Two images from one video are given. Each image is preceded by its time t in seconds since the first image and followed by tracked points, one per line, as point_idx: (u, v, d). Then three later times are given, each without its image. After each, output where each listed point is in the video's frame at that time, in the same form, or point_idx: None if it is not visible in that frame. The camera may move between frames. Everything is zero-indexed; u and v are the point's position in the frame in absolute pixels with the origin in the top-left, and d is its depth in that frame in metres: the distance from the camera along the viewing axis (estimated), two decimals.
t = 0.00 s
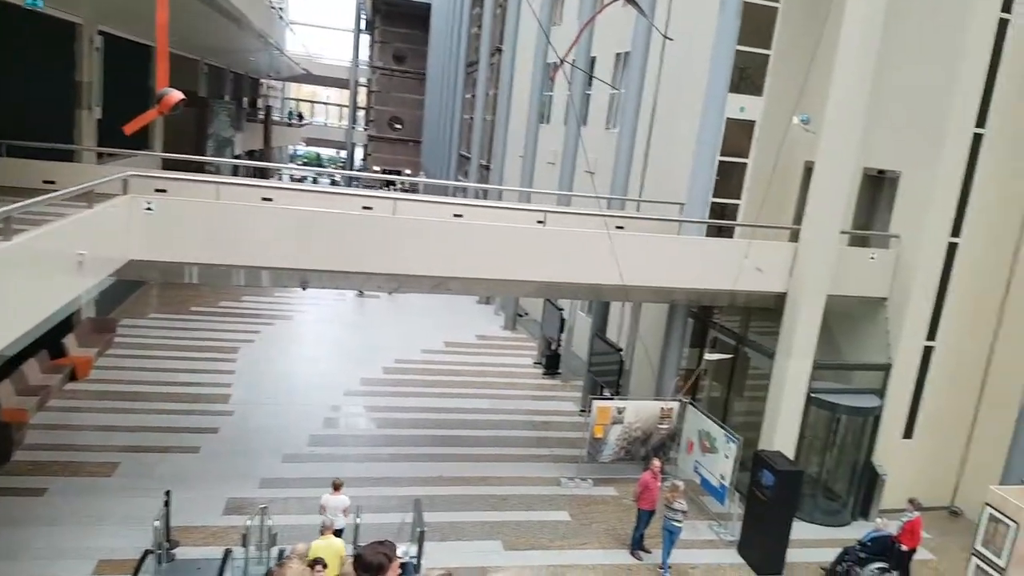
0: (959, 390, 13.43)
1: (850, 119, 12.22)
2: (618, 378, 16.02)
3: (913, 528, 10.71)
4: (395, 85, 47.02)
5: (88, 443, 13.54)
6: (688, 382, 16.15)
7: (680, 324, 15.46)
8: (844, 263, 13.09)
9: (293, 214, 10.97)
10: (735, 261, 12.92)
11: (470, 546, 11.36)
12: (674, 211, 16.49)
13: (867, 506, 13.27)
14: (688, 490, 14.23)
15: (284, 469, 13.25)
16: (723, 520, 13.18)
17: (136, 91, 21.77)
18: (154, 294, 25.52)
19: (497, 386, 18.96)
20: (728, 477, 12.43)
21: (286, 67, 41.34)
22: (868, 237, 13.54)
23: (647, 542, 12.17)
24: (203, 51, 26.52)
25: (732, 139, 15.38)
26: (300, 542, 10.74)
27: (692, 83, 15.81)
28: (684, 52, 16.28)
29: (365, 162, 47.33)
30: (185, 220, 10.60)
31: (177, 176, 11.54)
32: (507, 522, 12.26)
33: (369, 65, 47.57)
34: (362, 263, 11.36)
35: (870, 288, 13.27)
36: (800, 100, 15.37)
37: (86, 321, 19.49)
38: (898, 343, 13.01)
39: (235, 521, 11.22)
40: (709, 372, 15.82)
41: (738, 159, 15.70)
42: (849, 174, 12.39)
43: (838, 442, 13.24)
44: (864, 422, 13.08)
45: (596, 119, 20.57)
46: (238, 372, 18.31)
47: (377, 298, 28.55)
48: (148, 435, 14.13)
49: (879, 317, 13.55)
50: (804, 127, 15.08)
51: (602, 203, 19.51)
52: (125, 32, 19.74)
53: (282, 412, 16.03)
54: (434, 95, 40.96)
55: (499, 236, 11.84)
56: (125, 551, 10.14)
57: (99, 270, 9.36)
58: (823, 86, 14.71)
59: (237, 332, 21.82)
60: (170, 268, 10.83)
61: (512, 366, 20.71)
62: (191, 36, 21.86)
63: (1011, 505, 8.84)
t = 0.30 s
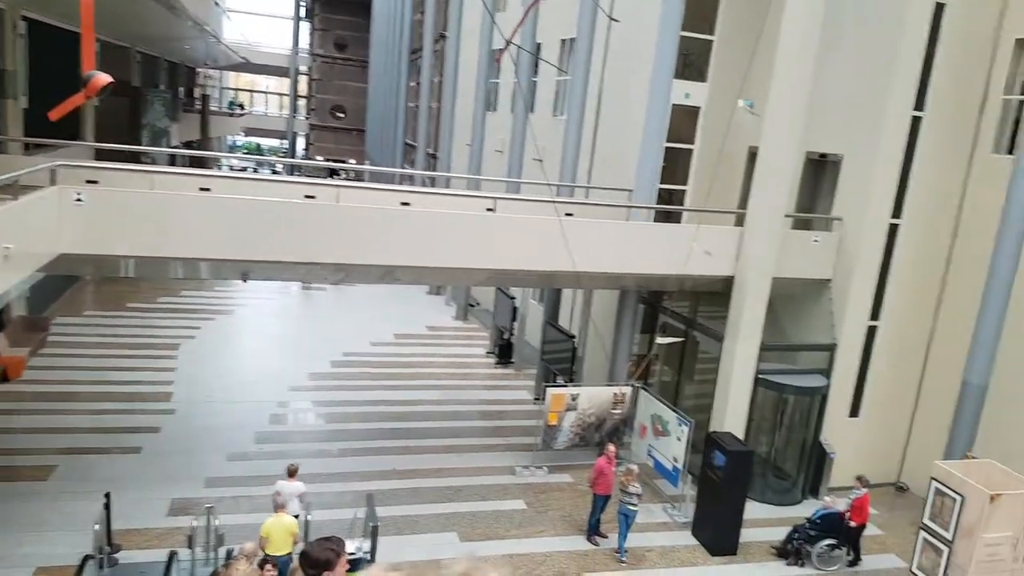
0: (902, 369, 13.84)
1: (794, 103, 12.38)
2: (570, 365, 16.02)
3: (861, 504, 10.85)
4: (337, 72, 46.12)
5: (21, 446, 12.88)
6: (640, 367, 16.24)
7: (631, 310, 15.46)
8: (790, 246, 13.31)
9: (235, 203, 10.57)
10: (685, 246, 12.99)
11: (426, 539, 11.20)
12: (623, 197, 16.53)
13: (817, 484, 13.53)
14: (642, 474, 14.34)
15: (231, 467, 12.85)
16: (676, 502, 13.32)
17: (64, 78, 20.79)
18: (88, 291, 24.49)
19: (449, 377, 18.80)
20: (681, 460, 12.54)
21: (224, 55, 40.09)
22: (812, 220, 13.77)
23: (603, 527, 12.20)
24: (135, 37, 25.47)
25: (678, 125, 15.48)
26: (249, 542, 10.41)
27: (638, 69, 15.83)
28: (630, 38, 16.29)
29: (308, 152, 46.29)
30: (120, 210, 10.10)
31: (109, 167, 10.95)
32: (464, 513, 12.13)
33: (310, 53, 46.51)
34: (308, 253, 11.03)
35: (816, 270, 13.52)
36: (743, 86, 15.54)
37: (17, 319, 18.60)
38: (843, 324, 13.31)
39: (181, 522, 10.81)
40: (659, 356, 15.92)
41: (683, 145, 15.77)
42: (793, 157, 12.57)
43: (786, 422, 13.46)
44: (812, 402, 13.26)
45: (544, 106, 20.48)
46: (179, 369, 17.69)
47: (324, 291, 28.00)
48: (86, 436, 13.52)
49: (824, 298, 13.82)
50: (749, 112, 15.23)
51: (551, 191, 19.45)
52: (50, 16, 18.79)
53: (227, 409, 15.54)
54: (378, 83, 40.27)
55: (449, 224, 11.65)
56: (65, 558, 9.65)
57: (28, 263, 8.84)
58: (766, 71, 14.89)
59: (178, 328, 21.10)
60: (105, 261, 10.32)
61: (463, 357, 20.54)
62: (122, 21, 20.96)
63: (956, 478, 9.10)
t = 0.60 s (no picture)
0: (873, 347, 14.06)
1: (760, 86, 12.43)
2: (546, 355, 16.00)
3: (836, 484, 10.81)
4: (299, 68, 45.56)
5: None
6: (615, 354, 16.31)
7: (604, 298, 15.47)
8: (759, 229, 13.41)
9: (200, 202, 10.34)
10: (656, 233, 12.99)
11: (406, 535, 11.11)
12: (592, 186, 16.52)
13: (792, 464, 13.74)
14: (621, 461, 14.40)
15: (204, 471, 12.61)
16: (655, 487, 13.39)
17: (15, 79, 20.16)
18: (49, 297, 23.85)
19: (425, 372, 18.67)
20: (659, 444, 12.61)
21: (181, 52, 39.29)
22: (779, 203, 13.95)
23: (584, 515, 12.22)
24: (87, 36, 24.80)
25: (644, 112, 15.49)
26: (225, 546, 10.23)
27: (603, 56, 15.81)
28: (594, 25, 16.25)
29: (271, 150, 45.63)
30: (79, 211, 9.80)
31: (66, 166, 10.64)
32: (445, 507, 12.06)
33: (270, 49, 45.81)
34: (276, 250, 10.84)
35: (785, 252, 13.65)
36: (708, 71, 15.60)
37: None
38: (812, 305, 13.46)
39: (154, 529, 10.58)
40: (634, 342, 15.97)
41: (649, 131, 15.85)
42: (759, 141, 12.64)
43: (761, 403, 13.63)
44: (784, 382, 13.40)
45: (510, 97, 20.35)
46: (147, 373, 17.31)
47: (293, 289, 27.61)
48: (53, 445, 13.17)
49: (793, 280, 13.98)
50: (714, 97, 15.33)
51: (521, 181, 19.36)
52: None
53: (198, 412, 15.25)
54: (340, 77, 39.77)
55: (419, 217, 11.53)
56: (34, 570, 9.38)
57: None
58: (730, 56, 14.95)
59: (144, 332, 20.65)
60: (66, 264, 10.01)
61: (438, 351, 20.42)
62: (73, 19, 20.38)
63: (931, 453, 9.26)
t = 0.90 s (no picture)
0: (842, 325, 14.22)
1: (724, 68, 12.43)
2: (519, 345, 15.93)
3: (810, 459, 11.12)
4: (256, 64, 44.78)
5: None
6: (589, 342, 16.32)
7: (576, 285, 15.44)
8: (727, 212, 13.45)
9: (159, 199, 10.03)
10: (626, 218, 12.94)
11: (383, 532, 10.96)
12: (560, 173, 16.44)
13: (766, 444, 13.85)
14: (597, 448, 14.40)
15: (174, 476, 12.30)
16: (632, 472, 13.41)
17: None
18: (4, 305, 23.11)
19: (396, 367, 18.47)
20: (635, 429, 12.63)
21: (134, 50, 38.38)
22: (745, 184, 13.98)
23: (562, 503, 12.18)
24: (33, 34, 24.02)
25: (608, 97, 15.44)
26: (197, 551, 9.98)
27: (566, 42, 15.72)
28: (555, 11, 16.14)
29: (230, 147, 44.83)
30: (31, 212, 9.42)
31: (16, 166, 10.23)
32: (422, 502, 11.93)
33: (225, 45, 44.93)
34: (241, 247, 10.57)
35: (753, 234, 13.72)
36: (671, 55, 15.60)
37: None
38: (781, 286, 13.57)
39: (124, 537, 10.28)
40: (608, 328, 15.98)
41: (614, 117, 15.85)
42: (725, 124, 12.66)
43: (733, 385, 13.59)
44: (756, 362, 13.49)
45: (473, 86, 20.18)
46: (110, 379, 16.85)
47: (258, 288, 27.13)
48: (14, 456, 12.73)
49: (760, 261, 14.08)
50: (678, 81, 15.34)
51: (487, 170, 19.22)
52: None
53: (165, 417, 14.89)
54: (299, 71, 39.17)
55: (387, 211, 11.34)
56: None
57: None
58: (692, 40, 14.96)
59: (106, 337, 20.11)
60: (20, 268, 9.64)
61: (409, 345, 20.22)
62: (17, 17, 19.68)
63: (904, 427, 9.39)
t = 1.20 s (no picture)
0: (783, 306, 14.51)
1: (664, 52, 12.45)
2: (468, 335, 15.78)
3: (751, 438, 11.36)
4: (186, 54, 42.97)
5: None
6: (537, 331, 16.28)
7: (524, 273, 15.39)
8: (670, 196, 13.52)
9: (84, 190, 9.49)
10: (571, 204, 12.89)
11: (331, 530, 10.69)
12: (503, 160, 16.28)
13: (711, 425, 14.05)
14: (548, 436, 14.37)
15: (109, 481, 11.75)
16: (582, 458, 13.43)
17: None
18: None
19: (341, 361, 18.08)
20: (585, 415, 12.65)
21: (53, 39, 36.57)
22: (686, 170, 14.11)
23: (514, 492, 12.12)
24: None
25: (550, 83, 15.35)
26: (135, 558, 9.53)
27: (507, 28, 15.54)
28: None
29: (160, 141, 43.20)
30: None
31: None
32: (371, 498, 11.67)
33: (152, 34, 43.21)
34: (174, 239, 10.10)
35: (696, 218, 13.84)
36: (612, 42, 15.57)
37: None
38: (724, 269, 13.73)
39: (56, 546, 9.75)
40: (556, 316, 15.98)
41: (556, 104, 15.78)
42: (666, 109, 12.70)
43: (679, 367, 13.74)
44: (701, 345, 13.64)
45: (413, 73, 19.81)
46: (37, 382, 16.04)
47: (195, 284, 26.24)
48: None
49: (703, 245, 14.23)
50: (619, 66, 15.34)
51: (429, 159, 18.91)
52: None
53: (99, 420, 14.23)
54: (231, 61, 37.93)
55: (328, 200, 11.02)
56: None
57: None
58: (632, 25, 14.97)
59: (32, 339, 19.13)
60: None
61: (354, 339, 19.82)
62: None
63: (846, 403, 9.61)
